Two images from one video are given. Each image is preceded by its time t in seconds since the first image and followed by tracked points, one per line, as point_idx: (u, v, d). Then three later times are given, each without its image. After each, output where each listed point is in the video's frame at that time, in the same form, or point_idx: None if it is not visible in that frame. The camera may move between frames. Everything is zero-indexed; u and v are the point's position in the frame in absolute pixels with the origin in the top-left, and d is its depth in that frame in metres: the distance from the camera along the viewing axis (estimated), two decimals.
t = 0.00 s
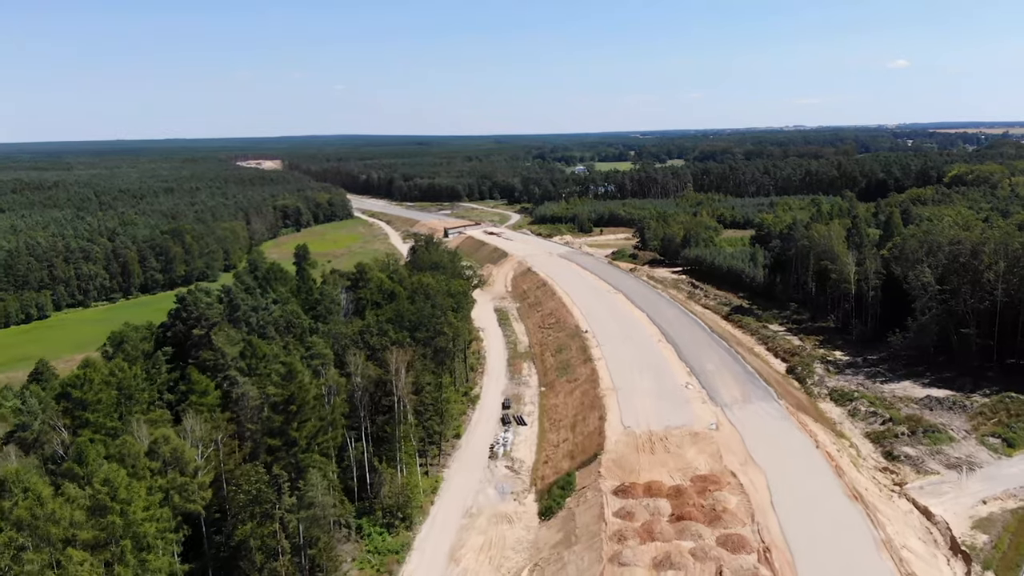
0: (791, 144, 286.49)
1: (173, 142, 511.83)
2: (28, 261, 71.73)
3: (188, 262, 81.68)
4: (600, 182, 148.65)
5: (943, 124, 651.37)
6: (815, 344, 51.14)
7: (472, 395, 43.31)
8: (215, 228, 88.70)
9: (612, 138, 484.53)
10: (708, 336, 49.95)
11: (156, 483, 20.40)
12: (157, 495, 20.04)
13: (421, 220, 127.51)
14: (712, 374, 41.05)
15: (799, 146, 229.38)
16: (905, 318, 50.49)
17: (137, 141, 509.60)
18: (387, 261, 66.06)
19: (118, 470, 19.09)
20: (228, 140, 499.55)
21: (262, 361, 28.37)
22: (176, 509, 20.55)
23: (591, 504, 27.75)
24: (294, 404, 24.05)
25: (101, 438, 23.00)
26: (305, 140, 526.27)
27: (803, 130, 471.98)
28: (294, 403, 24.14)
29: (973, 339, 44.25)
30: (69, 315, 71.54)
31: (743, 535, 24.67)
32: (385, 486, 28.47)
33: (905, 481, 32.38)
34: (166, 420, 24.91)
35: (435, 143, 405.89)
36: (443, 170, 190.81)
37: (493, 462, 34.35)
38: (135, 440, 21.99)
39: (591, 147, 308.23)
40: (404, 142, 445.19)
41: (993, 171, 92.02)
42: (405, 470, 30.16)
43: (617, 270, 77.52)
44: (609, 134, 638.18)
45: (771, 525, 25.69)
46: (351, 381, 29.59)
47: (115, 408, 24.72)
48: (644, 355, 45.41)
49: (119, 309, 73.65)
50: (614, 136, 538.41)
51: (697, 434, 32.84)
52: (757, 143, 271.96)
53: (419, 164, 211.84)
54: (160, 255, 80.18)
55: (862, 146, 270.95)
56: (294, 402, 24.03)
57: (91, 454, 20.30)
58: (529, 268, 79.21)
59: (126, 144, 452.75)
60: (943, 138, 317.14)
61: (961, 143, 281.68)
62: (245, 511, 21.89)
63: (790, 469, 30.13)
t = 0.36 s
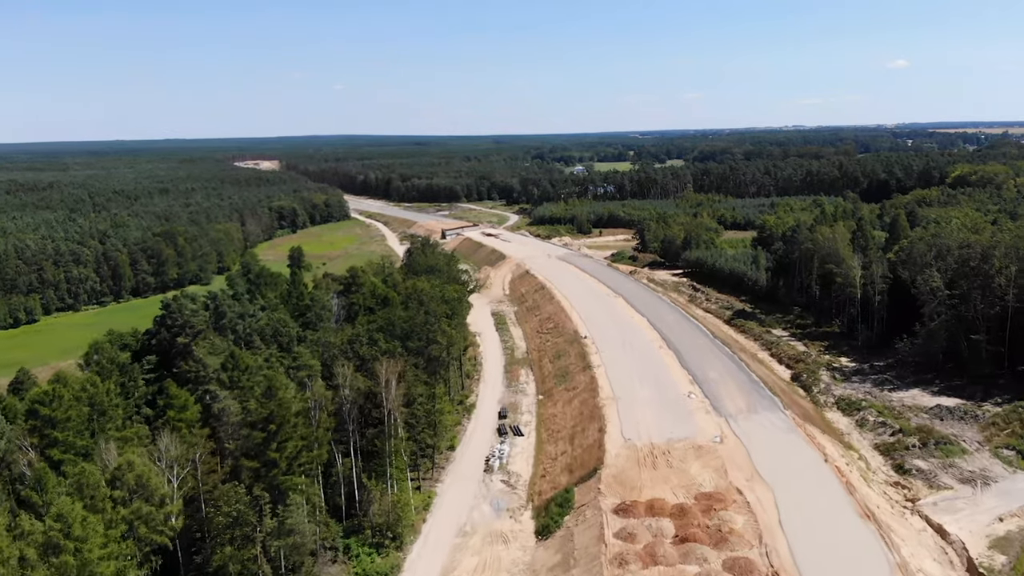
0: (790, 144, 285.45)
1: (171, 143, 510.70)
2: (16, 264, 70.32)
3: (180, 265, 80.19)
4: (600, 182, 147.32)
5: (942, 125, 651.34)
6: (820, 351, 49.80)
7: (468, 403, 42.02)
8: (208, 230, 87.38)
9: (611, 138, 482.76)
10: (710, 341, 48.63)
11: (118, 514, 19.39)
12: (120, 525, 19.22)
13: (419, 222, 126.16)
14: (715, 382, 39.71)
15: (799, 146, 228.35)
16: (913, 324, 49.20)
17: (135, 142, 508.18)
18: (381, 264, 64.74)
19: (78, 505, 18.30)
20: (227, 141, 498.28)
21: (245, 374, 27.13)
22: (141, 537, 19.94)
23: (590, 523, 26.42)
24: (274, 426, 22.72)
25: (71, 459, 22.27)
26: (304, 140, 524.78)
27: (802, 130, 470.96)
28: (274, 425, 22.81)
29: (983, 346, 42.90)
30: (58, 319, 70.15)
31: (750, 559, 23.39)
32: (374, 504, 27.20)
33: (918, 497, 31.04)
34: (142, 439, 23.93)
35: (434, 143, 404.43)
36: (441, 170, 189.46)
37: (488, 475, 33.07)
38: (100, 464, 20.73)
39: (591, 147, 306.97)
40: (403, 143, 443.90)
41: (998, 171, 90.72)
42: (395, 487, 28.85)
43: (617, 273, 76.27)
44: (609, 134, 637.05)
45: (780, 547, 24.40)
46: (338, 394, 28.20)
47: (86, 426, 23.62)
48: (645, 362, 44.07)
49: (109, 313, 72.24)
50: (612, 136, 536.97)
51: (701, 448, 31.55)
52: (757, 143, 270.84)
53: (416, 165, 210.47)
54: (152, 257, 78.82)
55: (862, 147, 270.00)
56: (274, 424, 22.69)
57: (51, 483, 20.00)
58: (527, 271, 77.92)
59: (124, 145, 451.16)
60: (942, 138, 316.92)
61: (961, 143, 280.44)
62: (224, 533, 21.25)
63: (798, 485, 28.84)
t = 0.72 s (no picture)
0: (791, 144, 284.41)
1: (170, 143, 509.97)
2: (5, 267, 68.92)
3: (173, 268, 79.03)
4: (599, 183, 145.94)
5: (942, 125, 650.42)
6: (825, 357, 48.44)
7: (463, 413, 40.68)
8: (202, 232, 86.12)
9: (611, 139, 482.32)
10: (713, 348, 47.25)
11: (75, 550, 18.67)
12: (76, 563, 18.53)
13: (417, 223, 124.85)
14: (719, 392, 38.34)
15: (799, 147, 227.22)
16: (922, 330, 47.85)
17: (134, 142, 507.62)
18: (377, 267, 63.39)
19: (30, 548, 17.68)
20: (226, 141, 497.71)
21: (225, 387, 25.82)
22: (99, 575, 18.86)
23: (590, 546, 25.06)
24: (250, 447, 21.55)
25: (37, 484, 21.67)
26: (303, 141, 522.73)
27: (802, 130, 469.02)
28: (251, 446, 21.63)
29: (995, 354, 41.51)
30: (48, 323, 68.83)
31: None
32: (362, 524, 25.92)
33: (932, 514, 29.69)
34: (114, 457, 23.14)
35: (434, 143, 404.27)
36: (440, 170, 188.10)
37: (483, 490, 31.73)
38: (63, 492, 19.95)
39: (591, 147, 305.93)
40: (402, 142, 443.57)
41: (1003, 172, 89.35)
42: (385, 506, 27.54)
43: (617, 275, 74.88)
44: (609, 134, 635.76)
45: (790, 572, 23.10)
46: (325, 408, 26.87)
47: (54, 446, 22.93)
48: (646, 370, 42.68)
49: (100, 316, 70.92)
50: (612, 136, 536.31)
51: (705, 462, 30.22)
52: (757, 143, 269.69)
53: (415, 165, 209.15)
54: (144, 260, 77.51)
55: (863, 147, 268.50)
56: (251, 445, 21.53)
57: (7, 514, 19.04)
58: (526, 273, 76.58)
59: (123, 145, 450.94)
60: (943, 138, 315.75)
61: (962, 143, 279.01)
62: (200, 559, 20.36)
63: (808, 502, 27.51)
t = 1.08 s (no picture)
0: (792, 144, 283.38)
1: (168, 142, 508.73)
2: None
3: (165, 270, 77.77)
4: (599, 183, 144.60)
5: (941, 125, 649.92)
6: (832, 364, 47.03)
7: (458, 423, 39.27)
8: (195, 234, 84.75)
9: (610, 138, 481.51)
10: (717, 354, 45.89)
11: None
12: None
13: (414, 223, 123.42)
14: (724, 402, 36.96)
15: (799, 147, 226.37)
16: (931, 336, 46.46)
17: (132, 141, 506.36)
18: (372, 270, 61.96)
19: None
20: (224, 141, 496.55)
21: (206, 403, 24.76)
22: None
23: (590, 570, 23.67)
24: (224, 473, 20.82)
25: None
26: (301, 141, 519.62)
27: (802, 130, 468.21)
28: (225, 471, 20.89)
29: (1008, 361, 40.11)
30: (36, 327, 67.37)
31: None
32: (350, 546, 24.49)
33: (949, 533, 28.30)
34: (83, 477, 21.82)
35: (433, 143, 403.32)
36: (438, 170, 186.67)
37: (478, 507, 30.35)
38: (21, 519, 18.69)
39: (590, 147, 304.98)
40: (401, 142, 442.59)
41: (1009, 172, 88.07)
42: (374, 525, 26.16)
43: (617, 278, 73.50)
44: (608, 134, 634.59)
45: None
46: (310, 422, 25.61)
47: (17, 469, 21.72)
48: (648, 378, 41.31)
49: (90, 320, 69.51)
50: (611, 136, 535.42)
51: (711, 479, 28.87)
52: (756, 143, 269.02)
53: (414, 166, 207.83)
54: (135, 262, 76.14)
55: (862, 147, 267.76)
56: (225, 470, 20.82)
57: None
58: (524, 276, 75.17)
59: (121, 145, 449.90)
60: (942, 138, 315.20)
61: (962, 143, 278.27)
62: None
63: (820, 521, 26.17)
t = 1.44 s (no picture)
0: (792, 143, 281.91)
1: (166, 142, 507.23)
2: None
3: (157, 273, 76.40)
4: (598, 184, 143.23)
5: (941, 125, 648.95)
6: (839, 371, 45.64)
7: (454, 434, 37.86)
8: (188, 236, 83.36)
9: (609, 138, 480.61)
10: (721, 361, 44.49)
11: None
12: None
13: (412, 224, 122.02)
14: (730, 413, 35.58)
15: (799, 146, 225.34)
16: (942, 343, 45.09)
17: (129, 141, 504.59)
18: (367, 273, 60.56)
19: None
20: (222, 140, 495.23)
21: (183, 419, 23.34)
22: None
23: None
24: (194, 501, 19.57)
25: None
26: (300, 141, 518.77)
27: (801, 130, 467.33)
28: (196, 500, 19.66)
29: None
30: (24, 332, 65.91)
31: None
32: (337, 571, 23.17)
33: (967, 553, 26.93)
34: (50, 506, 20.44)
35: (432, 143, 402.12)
36: (437, 171, 185.33)
37: (473, 525, 28.97)
38: None
39: (589, 147, 303.91)
40: (399, 142, 441.53)
41: (1014, 173, 86.78)
42: (363, 547, 24.82)
43: (617, 281, 72.10)
44: (608, 134, 633.60)
45: None
46: (295, 440, 24.30)
47: None
48: (650, 387, 39.92)
49: (79, 325, 68.06)
50: (610, 136, 534.49)
51: (717, 497, 27.53)
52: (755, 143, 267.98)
53: (412, 166, 206.54)
54: (126, 265, 74.74)
55: (862, 146, 266.95)
56: (195, 499, 19.58)
57: None
58: (522, 279, 73.76)
59: (118, 145, 448.21)
60: (942, 138, 313.86)
61: (962, 143, 277.22)
62: None
63: (833, 543, 24.82)
